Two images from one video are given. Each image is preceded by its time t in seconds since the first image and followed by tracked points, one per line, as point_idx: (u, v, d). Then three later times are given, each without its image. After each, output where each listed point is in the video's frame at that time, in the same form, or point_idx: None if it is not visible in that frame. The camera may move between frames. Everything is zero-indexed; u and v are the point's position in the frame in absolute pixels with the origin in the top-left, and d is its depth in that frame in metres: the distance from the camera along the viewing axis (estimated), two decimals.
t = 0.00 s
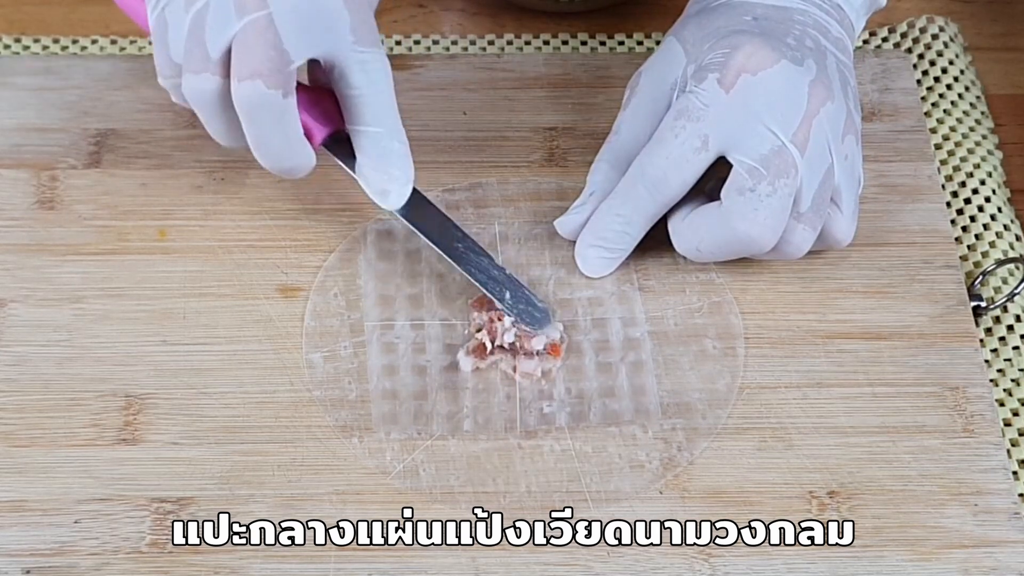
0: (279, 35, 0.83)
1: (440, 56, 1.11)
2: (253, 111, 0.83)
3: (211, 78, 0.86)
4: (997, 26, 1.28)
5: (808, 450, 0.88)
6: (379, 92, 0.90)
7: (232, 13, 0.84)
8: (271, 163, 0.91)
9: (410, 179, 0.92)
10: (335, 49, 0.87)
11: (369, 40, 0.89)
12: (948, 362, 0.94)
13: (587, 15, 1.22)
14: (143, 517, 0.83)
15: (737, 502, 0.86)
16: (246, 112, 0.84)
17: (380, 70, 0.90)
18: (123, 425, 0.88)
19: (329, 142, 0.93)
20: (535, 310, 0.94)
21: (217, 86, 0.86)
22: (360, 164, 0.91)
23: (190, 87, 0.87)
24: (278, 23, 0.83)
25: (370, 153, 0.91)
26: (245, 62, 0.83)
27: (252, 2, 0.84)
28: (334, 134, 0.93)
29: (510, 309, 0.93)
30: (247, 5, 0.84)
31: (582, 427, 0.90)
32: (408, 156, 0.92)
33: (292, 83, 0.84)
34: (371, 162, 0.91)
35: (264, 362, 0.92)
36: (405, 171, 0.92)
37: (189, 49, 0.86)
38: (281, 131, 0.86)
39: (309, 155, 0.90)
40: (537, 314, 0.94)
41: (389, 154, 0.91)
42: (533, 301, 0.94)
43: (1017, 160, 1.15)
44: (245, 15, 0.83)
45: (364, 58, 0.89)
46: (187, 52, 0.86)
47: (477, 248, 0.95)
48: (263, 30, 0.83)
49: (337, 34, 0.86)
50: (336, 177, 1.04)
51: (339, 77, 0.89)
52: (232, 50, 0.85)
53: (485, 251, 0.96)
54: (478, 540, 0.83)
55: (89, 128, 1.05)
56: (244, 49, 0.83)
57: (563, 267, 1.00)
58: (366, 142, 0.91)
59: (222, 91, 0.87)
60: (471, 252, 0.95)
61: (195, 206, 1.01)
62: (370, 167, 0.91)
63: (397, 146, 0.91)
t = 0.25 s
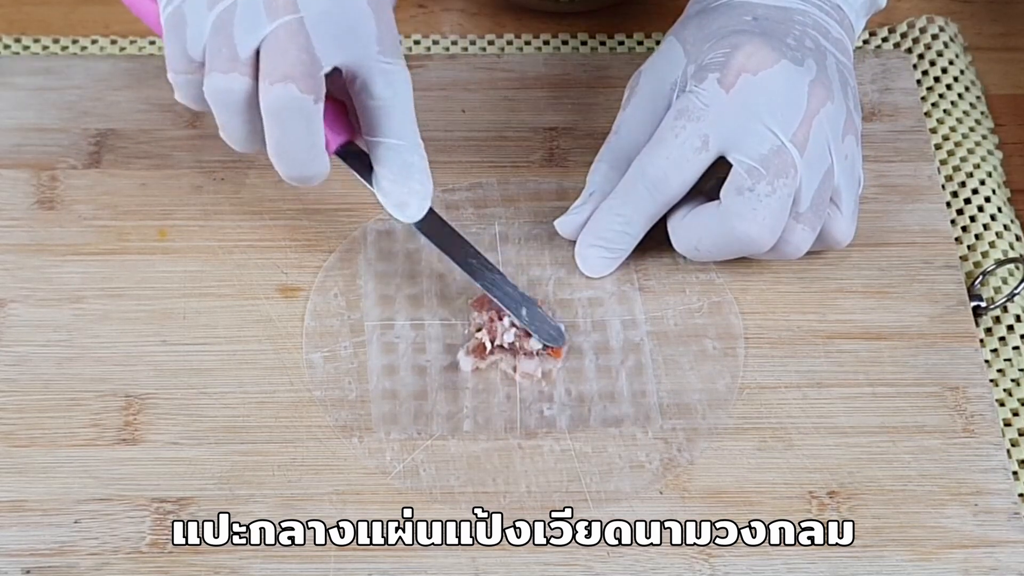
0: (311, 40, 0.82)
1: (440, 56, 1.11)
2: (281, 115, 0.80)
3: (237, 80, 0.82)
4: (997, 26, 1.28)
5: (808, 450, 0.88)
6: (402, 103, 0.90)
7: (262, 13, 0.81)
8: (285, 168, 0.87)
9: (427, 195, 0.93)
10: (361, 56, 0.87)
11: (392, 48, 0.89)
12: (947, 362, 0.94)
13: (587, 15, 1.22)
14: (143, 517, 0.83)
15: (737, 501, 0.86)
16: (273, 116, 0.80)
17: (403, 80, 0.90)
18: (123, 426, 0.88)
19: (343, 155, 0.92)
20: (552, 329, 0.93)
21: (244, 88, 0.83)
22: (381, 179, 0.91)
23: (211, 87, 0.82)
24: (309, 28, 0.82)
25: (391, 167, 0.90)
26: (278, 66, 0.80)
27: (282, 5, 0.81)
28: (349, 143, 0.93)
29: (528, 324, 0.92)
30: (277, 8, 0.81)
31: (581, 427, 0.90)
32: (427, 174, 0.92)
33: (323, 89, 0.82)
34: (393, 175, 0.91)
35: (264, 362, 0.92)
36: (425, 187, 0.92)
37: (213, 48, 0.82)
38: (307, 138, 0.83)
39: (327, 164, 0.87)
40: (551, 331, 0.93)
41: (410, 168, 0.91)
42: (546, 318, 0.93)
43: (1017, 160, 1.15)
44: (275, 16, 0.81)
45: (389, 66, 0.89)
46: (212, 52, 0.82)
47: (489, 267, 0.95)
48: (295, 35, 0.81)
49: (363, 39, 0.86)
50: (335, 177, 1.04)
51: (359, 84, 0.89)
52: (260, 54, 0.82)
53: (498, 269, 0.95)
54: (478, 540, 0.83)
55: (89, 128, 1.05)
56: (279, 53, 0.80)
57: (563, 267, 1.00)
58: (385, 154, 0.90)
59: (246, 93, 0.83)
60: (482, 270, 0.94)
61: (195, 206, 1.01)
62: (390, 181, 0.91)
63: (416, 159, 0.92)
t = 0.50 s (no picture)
0: (203, 57, 0.82)
1: (440, 56, 1.12)
2: (182, 129, 0.86)
3: (149, 96, 0.87)
4: (997, 26, 1.28)
5: (808, 450, 0.88)
6: (320, 95, 0.89)
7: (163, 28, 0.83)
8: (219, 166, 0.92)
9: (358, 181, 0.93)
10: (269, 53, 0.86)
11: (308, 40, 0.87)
12: (948, 362, 0.94)
13: (588, 15, 1.22)
14: (143, 517, 0.83)
15: (737, 501, 0.86)
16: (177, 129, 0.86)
17: (322, 69, 0.88)
18: (123, 426, 0.88)
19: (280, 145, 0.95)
20: (467, 321, 0.93)
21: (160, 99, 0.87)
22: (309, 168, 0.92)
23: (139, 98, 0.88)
24: (199, 41, 0.82)
25: (316, 160, 0.91)
26: (172, 85, 0.83)
27: (178, 20, 0.82)
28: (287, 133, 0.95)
29: (437, 319, 0.93)
30: (173, 24, 0.82)
31: (582, 427, 0.90)
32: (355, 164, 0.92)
33: (216, 103, 0.84)
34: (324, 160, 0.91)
35: (264, 362, 0.92)
36: (353, 178, 0.92)
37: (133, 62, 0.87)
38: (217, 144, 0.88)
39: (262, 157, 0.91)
40: (466, 326, 0.93)
41: (330, 161, 0.91)
42: (466, 312, 0.93)
43: (1017, 160, 1.15)
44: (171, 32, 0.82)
45: (300, 63, 0.87)
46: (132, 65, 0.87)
47: (420, 252, 0.94)
48: (187, 51, 0.82)
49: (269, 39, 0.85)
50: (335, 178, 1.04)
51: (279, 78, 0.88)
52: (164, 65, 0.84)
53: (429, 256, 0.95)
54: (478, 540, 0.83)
55: (90, 128, 1.05)
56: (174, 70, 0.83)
57: (563, 267, 1.00)
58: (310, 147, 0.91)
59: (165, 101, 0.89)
60: (410, 257, 0.94)
61: (196, 206, 1.01)
62: (319, 173, 0.91)
63: (342, 151, 0.91)
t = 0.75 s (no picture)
0: (218, 50, 0.86)
1: (440, 56, 1.11)
2: (205, 124, 0.90)
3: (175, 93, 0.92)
4: (997, 26, 1.28)
5: (808, 450, 0.88)
6: (337, 87, 0.92)
7: (184, 27, 0.88)
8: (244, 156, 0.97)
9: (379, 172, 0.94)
10: (285, 47, 0.89)
11: (324, 33, 0.90)
12: (947, 362, 0.94)
13: (588, 15, 1.22)
14: (143, 517, 0.83)
15: (737, 501, 0.86)
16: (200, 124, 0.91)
17: (336, 59, 0.91)
18: (123, 425, 0.88)
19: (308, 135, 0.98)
20: (486, 306, 0.94)
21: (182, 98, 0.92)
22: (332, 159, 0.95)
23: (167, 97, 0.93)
24: (217, 36, 0.87)
25: (337, 150, 0.93)
26: (193, 83, 0.88)
27: (197, 19, 0.87)
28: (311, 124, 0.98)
29: (458, 307, 0.94)
30: (193, 24, 0.87)
31: (582, 427, 0.90)
32: (375, 154, 0.93)
33: (234, 98, 0.89)
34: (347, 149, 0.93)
35: (264, 362, 0.92)
36: (373, 167, 0.93)
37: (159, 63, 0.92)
38: (238, 136, 0.93)
39: (281, 146, 0.96)
40: (486, 309, 0.94)
41: (351, 152, 0.93)
42: (485, 300, 0.95)
43: (1017, 160, 1.15)
44: (190, 31, 0.88)
45: (317, 55, 0.90)
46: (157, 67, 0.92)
47: (438, 235, 0.96)
48: (204, 47, 0.87)
49: (284, 31, 0.88)
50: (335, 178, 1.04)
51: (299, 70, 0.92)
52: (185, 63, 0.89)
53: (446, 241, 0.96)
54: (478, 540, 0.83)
55: (89, 128, 1.05)
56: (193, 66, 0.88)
57: (563, 267, 1.00)
58: (333, 138, 0.93)
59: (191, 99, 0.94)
60: (427, 241, 0.96)
61: (196, 206, 1.01)
62: (340, 163, 0.94)
63: (361, 140, 0.93)
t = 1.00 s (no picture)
0: (256, 47, 0.85)
1: (440, 56, 1.12)
2: (236, 120, 0.89)
3: (200, 89, 0.91)
4: (997, 26, 1.28)
5: (808, 450, 0.88)
6: (366, 89, 0.92)
7: (216, 24, 0.87)
8: (267, 159, 0.96)
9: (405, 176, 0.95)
10: (319, 47, 0.89)
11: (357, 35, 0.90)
12: (947, 362, 0.94)
13: (588, 15, 1.22)
14: (143, 517, 0.83)
15: (737, 501, 0.86)
16: (229, 121, 0.89)
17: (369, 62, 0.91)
18: (123, 426, 0.88)
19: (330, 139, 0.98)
20: (518, 305, 0.94)
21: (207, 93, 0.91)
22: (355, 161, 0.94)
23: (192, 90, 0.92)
24: (255, 34, 0.85)
25: (363, 151, 0.93)
26: (226, 78, 0.86)
27: (232, 15, 0.86)
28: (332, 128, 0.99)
29: (487, 302, 0.94)
30: (226, 19, 0.86)
31: (581, 427, 0.90)
32: (400, 156, 0.94)
33: (270, 94, 0.88)
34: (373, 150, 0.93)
35: (264, 362, 0.92)
36: (401, 170, 0.94)
37: (182, 56, 0.90)
38: (267, 136, 0.91)
39: (308, 152, 0.96)
40: (517, 309, 0.94)
41: (379, 153, 0.93)
42: (515, 296, 0.95)
43: (1017, 160, 1.15)
44: (224, 26, 0.86)
45: (349, 57, 0.90)
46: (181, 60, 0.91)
47: (465, 240, 0.97)
48: (240, 43, 0.85)
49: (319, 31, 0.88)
50: (335, 178, 1.04)
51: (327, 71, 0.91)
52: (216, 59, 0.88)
53: (474, 245, 0.97)
54: (479, 540, 0.83)
55: (89, 128, 1.05)
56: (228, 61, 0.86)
57: (563, 267, 1.00)
58: (358, 140, 0.93)
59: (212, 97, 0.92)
60: (454, 245, 0.96)
61: (195, 207, 1.01)
62: (364, 165, 0.93)
63: (388, 143, 0.93)
